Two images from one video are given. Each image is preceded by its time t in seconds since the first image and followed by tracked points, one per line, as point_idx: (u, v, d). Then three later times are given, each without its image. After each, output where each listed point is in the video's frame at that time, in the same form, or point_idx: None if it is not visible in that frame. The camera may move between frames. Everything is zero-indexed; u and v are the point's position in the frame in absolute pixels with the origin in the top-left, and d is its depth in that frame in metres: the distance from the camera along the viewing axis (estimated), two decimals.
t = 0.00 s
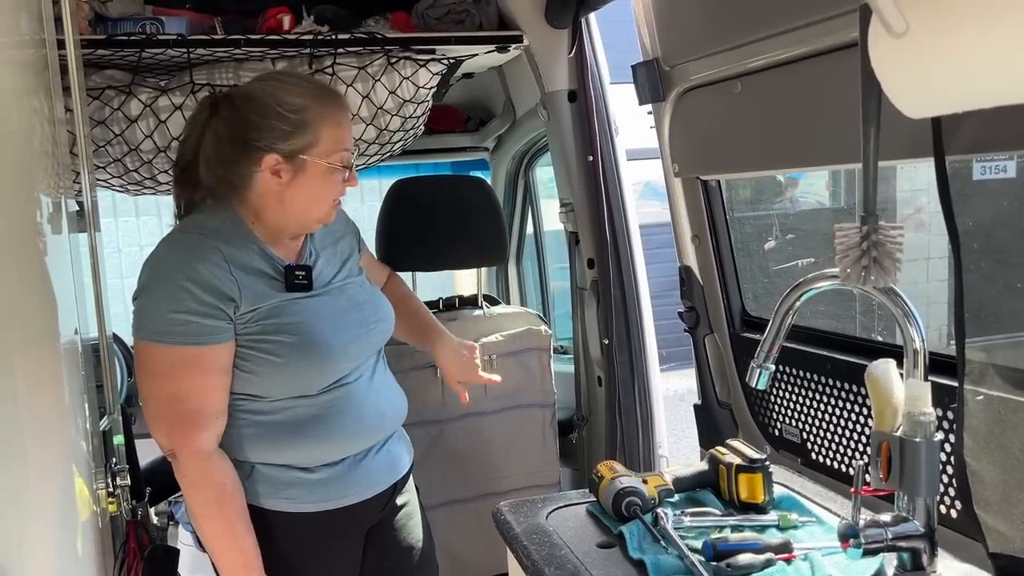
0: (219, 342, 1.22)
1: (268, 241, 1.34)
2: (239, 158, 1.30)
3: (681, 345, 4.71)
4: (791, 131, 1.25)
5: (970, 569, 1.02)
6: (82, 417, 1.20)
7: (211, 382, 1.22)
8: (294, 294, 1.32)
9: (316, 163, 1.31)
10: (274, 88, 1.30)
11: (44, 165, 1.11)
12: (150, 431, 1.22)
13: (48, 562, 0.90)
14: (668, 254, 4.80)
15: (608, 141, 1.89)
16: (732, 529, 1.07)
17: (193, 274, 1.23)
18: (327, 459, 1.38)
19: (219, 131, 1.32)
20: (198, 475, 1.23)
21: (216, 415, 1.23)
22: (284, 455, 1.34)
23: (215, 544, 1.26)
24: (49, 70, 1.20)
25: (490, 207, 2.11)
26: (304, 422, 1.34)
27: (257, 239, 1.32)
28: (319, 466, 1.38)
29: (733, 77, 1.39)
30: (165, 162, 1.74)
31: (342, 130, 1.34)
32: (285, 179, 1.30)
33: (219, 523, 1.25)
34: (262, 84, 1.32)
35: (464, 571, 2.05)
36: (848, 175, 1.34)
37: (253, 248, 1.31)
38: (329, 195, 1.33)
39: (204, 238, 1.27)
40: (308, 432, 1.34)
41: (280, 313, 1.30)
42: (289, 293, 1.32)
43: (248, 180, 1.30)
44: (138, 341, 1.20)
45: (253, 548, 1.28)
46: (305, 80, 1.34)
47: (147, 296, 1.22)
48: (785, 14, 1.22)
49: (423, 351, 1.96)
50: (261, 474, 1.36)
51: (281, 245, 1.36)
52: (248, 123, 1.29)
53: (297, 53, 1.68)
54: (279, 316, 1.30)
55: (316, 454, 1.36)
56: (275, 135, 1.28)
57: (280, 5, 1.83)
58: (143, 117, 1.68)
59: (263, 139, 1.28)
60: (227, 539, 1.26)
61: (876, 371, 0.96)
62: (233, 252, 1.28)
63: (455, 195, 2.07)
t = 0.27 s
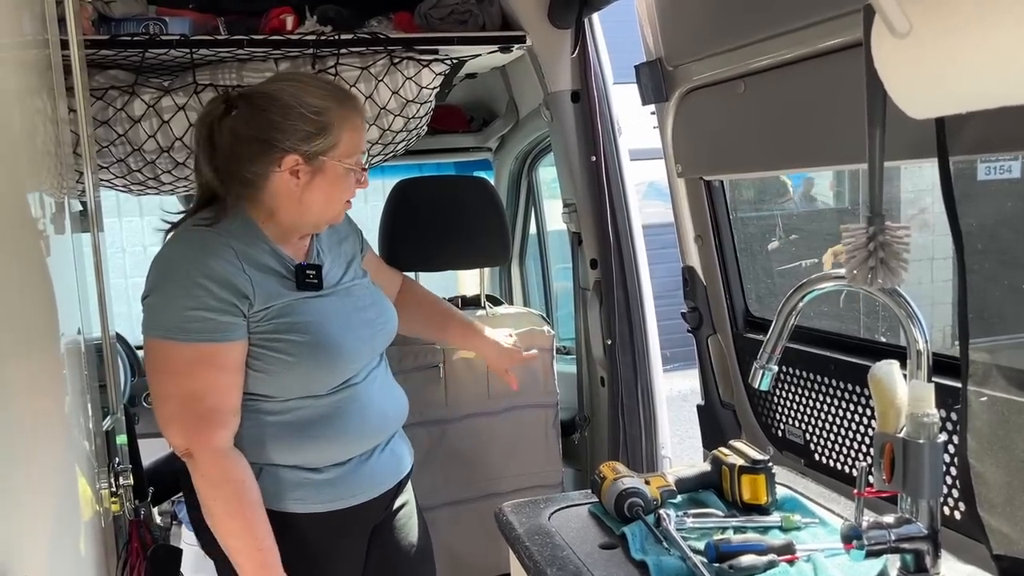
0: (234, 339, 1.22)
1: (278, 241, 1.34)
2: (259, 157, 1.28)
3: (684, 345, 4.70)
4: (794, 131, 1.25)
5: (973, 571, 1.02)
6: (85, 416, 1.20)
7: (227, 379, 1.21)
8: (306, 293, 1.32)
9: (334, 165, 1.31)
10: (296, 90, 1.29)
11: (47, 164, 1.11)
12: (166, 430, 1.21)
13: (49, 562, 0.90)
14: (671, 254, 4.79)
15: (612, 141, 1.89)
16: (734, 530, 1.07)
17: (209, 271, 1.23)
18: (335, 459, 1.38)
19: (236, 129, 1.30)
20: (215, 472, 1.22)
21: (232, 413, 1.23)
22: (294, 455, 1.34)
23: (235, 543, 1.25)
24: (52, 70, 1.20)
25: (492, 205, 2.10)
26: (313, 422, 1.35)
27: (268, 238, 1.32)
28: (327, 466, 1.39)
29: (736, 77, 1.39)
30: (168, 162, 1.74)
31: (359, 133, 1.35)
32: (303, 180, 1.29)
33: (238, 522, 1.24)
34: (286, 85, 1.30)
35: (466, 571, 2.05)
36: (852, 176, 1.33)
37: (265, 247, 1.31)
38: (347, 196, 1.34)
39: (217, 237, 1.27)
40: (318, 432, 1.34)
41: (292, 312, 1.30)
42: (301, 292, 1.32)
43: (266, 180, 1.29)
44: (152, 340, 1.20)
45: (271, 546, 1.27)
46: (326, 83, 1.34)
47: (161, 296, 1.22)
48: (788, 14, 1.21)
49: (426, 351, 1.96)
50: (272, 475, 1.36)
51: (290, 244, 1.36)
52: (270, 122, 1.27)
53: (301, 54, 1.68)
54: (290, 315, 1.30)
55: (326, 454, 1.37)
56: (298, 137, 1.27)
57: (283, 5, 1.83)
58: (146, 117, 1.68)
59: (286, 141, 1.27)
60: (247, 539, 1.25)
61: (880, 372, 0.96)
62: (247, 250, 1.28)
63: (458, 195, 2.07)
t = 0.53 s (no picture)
0: (236, 340, 1.22)
1: (279, 241, 1.34)
2: (260, 155, 1.27)
3: (687, 345, 4.69)
4: (797, 129, 1.24)
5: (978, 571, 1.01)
6: (86, 415, 1.20)
7: (229, 381, 1.21)
8: (307, 294, 1.32)
9: (335, 162, 1.31)
10: (296, 87, 1.29)
11: (48, 163, 1.11)
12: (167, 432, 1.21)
13: (48, 560, 0.90)
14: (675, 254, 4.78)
15: (614, 139, 1.88)
16: (737, 529, 1.07)
17: (210, 273, 1.23)
18: (336, 459, 1.38)
19: (236, 126, 1.29)
20: (217, 474, 1.22)
21: (233, 415, 1.23)
22: (295, 455, 1.34)
23: (236, 544, 1.25)
24: (54, 68, 1.20)
25: (493, 204, 2.10)
26: (314, 422, 1.34)
27: (270, 238, 1.32)
28: (328, 466, 1.38)
29: (739, 75, 1.38)
30: (170, 160, 1.74)
31: (359, 131, 1.35)
32: (304, 177, 1.29)
33: (240, 523, 1.24)
34: (287, 83, 1.30)
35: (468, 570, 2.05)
36: (855, 175, 1.33)
37: (266, 248, 1.31)
38: (348, 195, 1.34)
39: (218, 238, 1.27)
40: (319, 432, 1.34)
41: (293, 313, 1.30)
42: (302, 293, 1.32)
43: (267, 178, 1.29)
44: (154, 341, 1.19)
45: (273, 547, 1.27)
46: (327, 80, 1.34)
47: (162, 297, 1.22)
48: (792, 12, 1.21)
49: (428, 350, 1.96)
50: (273, 475, 1.36)
51: (291, 243, 1.36)
52: (270, 119, 1.27)
53: (303, 52, 1.68)
54: (292, 315, 1.30)
55: (327, 454, 1.36)
56: (297, 134, 1.27)
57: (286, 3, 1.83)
58: (148, 115, 1.68)
59: (286, 138, 1.27)
60: (249, 539, 1.24)
61: (882, 370, 0.96)
62: (248, 251, 1.28)
63: (460, 194, 2.06)
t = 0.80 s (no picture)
0: (235, 341, 1.22)
1: (281, 240, 1.34)
2: (251, 153, 1.29)
3: (690, 346, 4.69)
4: (799, 130, 1.24)
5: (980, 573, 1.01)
6: (88, 414, 1.20)
7: (227, 381, 1.22)
8: (308, 293, 1.33)
9: (324, 156, 1.30)
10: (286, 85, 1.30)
11: (50, 163, 1.12)
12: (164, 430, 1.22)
13: (49, 559, 0.90)
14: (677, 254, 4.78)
15: (616, 140, 1.88)
16: (737, 530, 1.06)
17: (209, 272, 1.23)
18: (337, 459, 1.38)
19: (229, 129, 1.31)
20: (212, 474, 1.23)
21: (230, 415, 1.23)
22: (296, 454, 1.34)
23: (229, 544, 1.26)
24: (56, 69, 1.20)
25: (498, 205, 2.10)
26: (315, 421, 1.35)
27: (272, 238, 1.32)
28: (329, 465, 1.38)
29: (741, 76, 1.38)
30: (173, 160, 1.74)
31: (352, 126, 1.34)
32: (293, 173, 1.29)
33: (234, 524, 1.25)
34: (277, 82, 1.31)
35: (470, 571, 2.05)
36: (857, 175, 1.33)
37: (267, 247, 1.31)
38: (341, 191, 1.32)
39: (219, 238, 1.27)
40: (320, 432, 1.34)
41: (293, 313, 1.30)
42: (303, 293, 1.32)
43: (258, 177, 1.30)
44: (154, 340, 1.20)
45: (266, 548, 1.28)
46: (319, 76, 1.34)
47: (164, 295, 1.22)
48: (793, 12, 1.21)
49: (430, 351, 1.96)
50: (273, 474, 1.36)
51: (292, 244, 1.36)
52: (257, 118, 1.29)
53: (305, 52, 1.68)
54: (293, 315, 1.30)
55: (328, 454, 1.36)
56: (283, 129, 1.28)
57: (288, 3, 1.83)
58: (151, 115, 1.69)
59: (272, 134, 1.28)
60: (241, 540, 1.25)
61: (883, 371, 0.96)
62: (248, 251, 1.28)
63: (464, 194, 2.06)
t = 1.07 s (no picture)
0: (239, 339, 1.22)
1: (291, 239, 1.36)
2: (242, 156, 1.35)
3: (693, 345, 4.68)
4: (803, 130, 1.24)
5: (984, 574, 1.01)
6: (91, 413, 1.21)
7: (226, 377, 1.21)
8: (315, 292, 1.33)
9: (298, 148, 1.30)
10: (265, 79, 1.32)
11: (54, 162, 1.12)
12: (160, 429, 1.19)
13: (52, 559, 0.90)
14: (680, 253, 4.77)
15: (620, 139, 1.87)
16: (741, 531, 1.06)
17: (215, 268, 1.23)
18: (342, 457, 1.38)
19: (228, 137, 1.38)
20: (214, 465, 1.20)
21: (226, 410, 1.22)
22: (300, 452, 1.34)
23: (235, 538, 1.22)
24: (60, 68, 1.21)
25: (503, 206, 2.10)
26: (321, 419, 1.35)
27: (279, 237, 1.33)
28: (333, 464, 1.38)
29: (745, 76, 1.38)
30: (177, 160, 1.75)
31: (332, 117, 1.32)
32: (274, 170, 1.32)
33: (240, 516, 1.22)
34: (259, 82, 1.35)
35: (472, 571, 2.05)
36: (861, 176, 1.32)
37: (274, 245, 1.31)
38: (323, 184, 1.31)
39: (227, 235, 1.27)
40: (325, 430, 1.34)
41: (301, 311, 1.31)
42: (309, 291, 1.32)
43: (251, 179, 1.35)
44: (157, 336, 1.19)
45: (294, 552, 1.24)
46: (296, 68, 1.35)
47: (170, 291, 1.21)
48: (797, 12, 1.20)
49: (433, 350, 1.96)
50: (278, 472, 1.36)
51: (302, 242, 1.38)
52: (242, 121, 1.34)
53: (308, 52, 1.68)
54: (300, 313, 1.30)
55: (333, 452, 1.37)
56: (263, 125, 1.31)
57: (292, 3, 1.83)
58: (154, 115, 1.69)
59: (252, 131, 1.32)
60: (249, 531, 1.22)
61: (887, 372, 0.96)
62: (256, 249, 1.29)
63: (471, 194, 2.07)
